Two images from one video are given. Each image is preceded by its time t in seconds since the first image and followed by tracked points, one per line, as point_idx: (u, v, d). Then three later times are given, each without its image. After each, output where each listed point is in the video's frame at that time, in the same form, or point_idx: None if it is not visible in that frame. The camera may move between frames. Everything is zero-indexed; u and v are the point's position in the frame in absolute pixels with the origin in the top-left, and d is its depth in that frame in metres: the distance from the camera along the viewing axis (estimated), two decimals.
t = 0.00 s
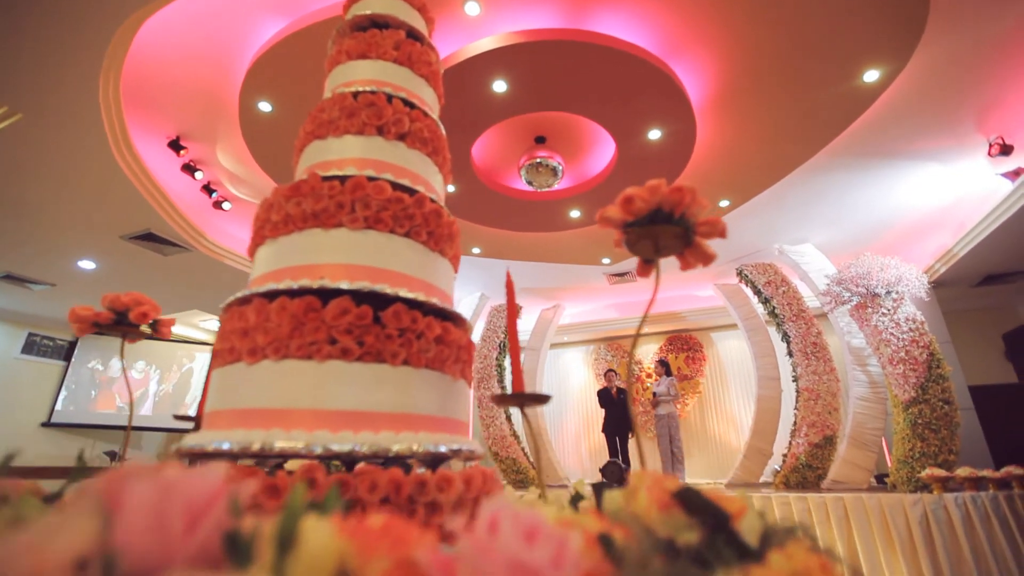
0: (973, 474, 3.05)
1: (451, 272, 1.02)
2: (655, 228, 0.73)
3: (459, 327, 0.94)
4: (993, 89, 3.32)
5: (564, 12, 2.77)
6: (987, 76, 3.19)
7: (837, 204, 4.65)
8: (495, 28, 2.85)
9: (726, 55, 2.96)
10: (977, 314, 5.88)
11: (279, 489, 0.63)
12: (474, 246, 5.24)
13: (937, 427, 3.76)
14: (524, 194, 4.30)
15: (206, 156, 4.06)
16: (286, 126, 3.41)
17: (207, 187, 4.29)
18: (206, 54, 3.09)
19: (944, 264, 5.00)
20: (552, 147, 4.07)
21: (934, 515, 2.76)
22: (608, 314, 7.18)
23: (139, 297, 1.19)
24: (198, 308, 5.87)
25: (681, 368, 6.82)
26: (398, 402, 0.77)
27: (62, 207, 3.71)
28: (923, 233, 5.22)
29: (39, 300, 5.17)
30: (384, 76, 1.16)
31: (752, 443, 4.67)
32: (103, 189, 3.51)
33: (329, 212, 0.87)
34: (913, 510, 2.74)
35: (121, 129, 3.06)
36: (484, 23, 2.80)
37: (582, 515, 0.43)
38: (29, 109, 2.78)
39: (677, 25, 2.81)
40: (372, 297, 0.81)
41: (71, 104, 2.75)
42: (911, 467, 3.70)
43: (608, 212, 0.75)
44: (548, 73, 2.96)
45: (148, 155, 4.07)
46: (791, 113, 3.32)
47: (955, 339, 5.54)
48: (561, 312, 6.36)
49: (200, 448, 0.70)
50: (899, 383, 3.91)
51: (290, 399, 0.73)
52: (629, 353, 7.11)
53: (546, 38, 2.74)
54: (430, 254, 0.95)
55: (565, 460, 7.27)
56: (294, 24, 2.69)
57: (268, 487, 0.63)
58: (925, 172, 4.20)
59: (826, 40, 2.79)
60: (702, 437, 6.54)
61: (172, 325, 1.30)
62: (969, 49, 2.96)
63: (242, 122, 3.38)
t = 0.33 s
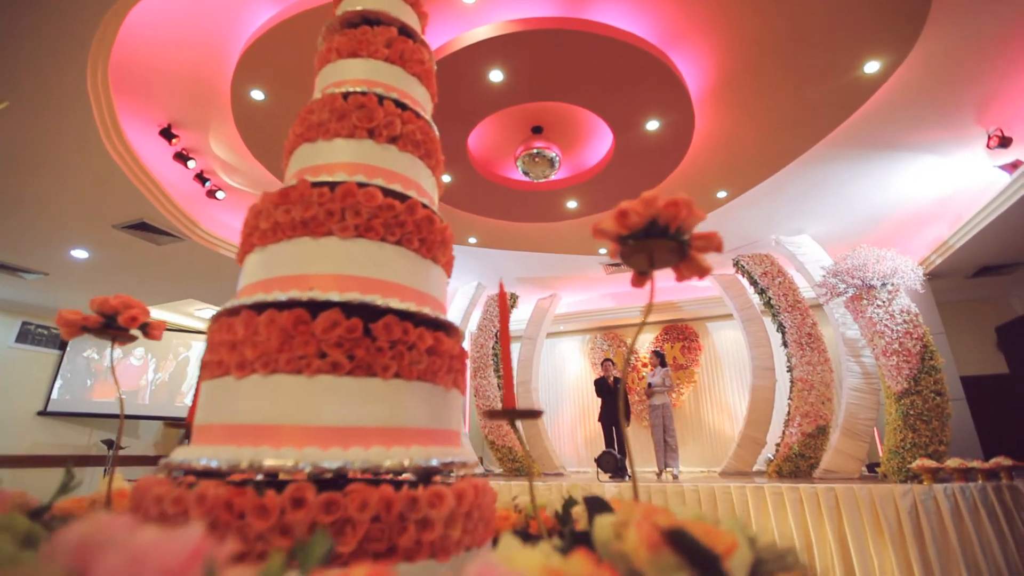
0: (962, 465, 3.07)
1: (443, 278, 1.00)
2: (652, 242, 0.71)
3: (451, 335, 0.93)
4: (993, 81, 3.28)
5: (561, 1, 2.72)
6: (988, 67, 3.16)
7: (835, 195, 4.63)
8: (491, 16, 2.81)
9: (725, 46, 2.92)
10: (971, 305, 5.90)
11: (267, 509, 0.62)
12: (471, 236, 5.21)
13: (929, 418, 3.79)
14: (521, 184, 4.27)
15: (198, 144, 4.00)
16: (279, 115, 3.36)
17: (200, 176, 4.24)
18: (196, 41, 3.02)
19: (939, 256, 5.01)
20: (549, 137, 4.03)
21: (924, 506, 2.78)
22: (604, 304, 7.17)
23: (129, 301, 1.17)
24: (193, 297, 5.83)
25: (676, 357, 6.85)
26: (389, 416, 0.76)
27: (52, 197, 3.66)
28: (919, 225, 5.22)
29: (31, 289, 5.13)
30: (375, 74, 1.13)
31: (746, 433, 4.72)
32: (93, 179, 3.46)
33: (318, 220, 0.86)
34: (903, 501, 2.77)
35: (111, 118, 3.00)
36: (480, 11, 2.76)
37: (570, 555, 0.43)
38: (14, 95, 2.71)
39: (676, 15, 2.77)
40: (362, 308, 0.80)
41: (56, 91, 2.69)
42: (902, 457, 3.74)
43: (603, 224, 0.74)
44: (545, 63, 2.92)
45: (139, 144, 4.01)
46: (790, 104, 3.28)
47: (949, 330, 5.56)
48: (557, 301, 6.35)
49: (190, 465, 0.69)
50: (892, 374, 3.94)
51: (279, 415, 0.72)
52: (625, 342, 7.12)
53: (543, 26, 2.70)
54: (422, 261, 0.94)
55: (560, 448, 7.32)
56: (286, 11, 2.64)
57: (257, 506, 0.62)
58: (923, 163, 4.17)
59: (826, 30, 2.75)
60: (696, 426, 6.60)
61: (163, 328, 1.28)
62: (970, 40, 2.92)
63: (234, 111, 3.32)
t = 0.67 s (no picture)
0: (953, 458, 3.11)
1: (435, 289, 0.99)
2: (646, 263, 0.70)
3: (442, 348, 0.92)
4: (992, 75, 3.26)
5: None
6: (987, 62, 3.13)
7: (832, 188, 4.62)
8: (487, 7, 2.77)
9: (724, 39, 2.89)
10: (964, 298, 5.95)
11: (254, 535, 0.62)
12: (467, 228, 5.18)
13: (920, 411, 3.83)
14: (517, 177, 4.24)
15: (190, 135, 3.94)
16: (271, 106, 3.31)
17: (193, 168, 4.18)
18: (186, 30, 2.96)
19: (935, 249, 5.02)
20: (546, 130, 3.98)
21: (914, 498, 2.80)
22: (600, 295, 7.17)
23: (117, 308, 1.16)
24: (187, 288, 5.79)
25: (672, 349, 6.88)
26: (380, 435, 0.76)
27: (42, 188, 3.61)
28: (915, 218, 5.22)
29: (23, 280, 5.08)
30: (364, 78, 1.10)
31: (739, 424, 4.77)
32: (84, 170, 3.41)
33: (307, 234, 0.84)
34: (894, 493, 2.79)
35: (100, 108, 2.95)
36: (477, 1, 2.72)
37: None
38: None
39: (674, 7, 2.73)
40: (351, 325, 0.78)
41: (42, 80, 2.63)
42: (893, 449, 3.78)
43: (596, 243, 0.73)
44: (542, 55, 2.88)
45: (130, 134, 3.94)
46: (789, 97, 3.25)
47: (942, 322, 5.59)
48: (553, 293, 6.33)
49: (176, 487, 0.69)
50: (885, 367, 3.96)
51: (267, 437, 0.71)
52: (621, 333, 7.12)
53: (540, 17, 2.66)
54: (413, 274, 0.92)
55: (556, 438, 7.38)
56: None
57: (245, 532, 0.62)
58: (920, 157, 4.16)
59: (826, 23, 2.72)
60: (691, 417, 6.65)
61: (153, 334, 1.27)
62: (969, 34, 2.90)
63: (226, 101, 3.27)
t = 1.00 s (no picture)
0: (942, 453, 3.15)
1: (426, 303, 0.98)
2: (637, 288, 0.69)
3: (433, 365, 0.91)
4: (992, 72, 3.24)
5: None
6: (986, 59, 3.11)
7: (829, 183, 4.61)
8: None
9: (722, 34, 2.85)
10: (958, 293, 5.98)
11: (240, 565, 0.62)
12: (462, 221, 5.14)
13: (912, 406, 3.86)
14: (513, 171, 4.20)
15: (182, 127, 3.88)
16: (264, 98, 3.26)
17: (185, 160, 4.13)
18: (175, 21, 2.90)
19: (930, 245, 5.03)
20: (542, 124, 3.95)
21: (903, 493, 2.83)
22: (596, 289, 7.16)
23: (105, 318, 1.15)
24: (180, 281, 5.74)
25: (667, 342, 6.90)
26: (369, 458, 0.75)
27: (32, 180, 3.56)
28: (911, 213, 5.23)
29: (15, 271, 5.03)
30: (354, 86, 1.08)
31: (733, 418, 4.81)
32: (74, 163, 3.36)
33: (294, 251, 0.83)
34: (883, 487, 2.81)
35: (89, 100, 2.89)
36: None
37: None
38: None
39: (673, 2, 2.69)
40: (339, 347, 0.78)
41: (29, 73, 2.58)
42: (884, 443, 3.82)
43: (587, 266, 0.72)
44: (538, 50, 2.83)
45: (121, 125, 3.88)
46: (787, 93, 3.23)
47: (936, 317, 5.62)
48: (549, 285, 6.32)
49: (162, 512, 0.68)
50: (878, 362, 3.99)
51: (255, 462, 0.71)
52: (616, 325, 7.13)
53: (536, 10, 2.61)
54: (403, 290, 0.91)
55: (552, 430, 7.42)
56: None
57: (231, 562, 0.62)
58: (917, 152, 4.15)
59: (825, 19, 2.69)
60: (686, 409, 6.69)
61: (142, 344, 1.26)
62: (969, 31, 2.88)
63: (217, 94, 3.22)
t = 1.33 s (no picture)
0: (931, 448, 3.19)
1: (415, 319, 0.98)
2: (625, 316, 0.69)
3: (421, 382, 0.91)
4: (988, 69, 3.23)
5: None
6: (983, 55, 3.10)
7: (824, 178, 4.60)
8: None
9: (719, 30, 2.83)
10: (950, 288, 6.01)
11: None
12: (457, 214, 5.11)
13: (901, 400, 3.90)
14: (507, 165, 4.18)
15: (172, 119, 3.82)
16: (255, 91, 3.21)
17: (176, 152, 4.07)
18: (164, 13, 2.84)
19: (923, 240, 5.03)
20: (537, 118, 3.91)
21: (892, 487, 2.86)
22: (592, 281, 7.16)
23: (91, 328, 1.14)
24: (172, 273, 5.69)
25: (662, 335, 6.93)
26: (355, 481, 0.75)
27: (19, 172, 3.51)
28: (906, 208, 5.25)
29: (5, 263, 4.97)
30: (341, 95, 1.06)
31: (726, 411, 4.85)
32: (62, 156, 3.31)
33: (280, 271, 0.82)
34: (871, 482, 2.85)
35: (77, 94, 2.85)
36: None
37: None
38: None
39: None
40: (325, 370, 0.77)
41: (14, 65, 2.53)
42: (874, 437, 3.86)
43: (575, 291, 0.72)
44: (533, 45, 2.80)
45: (110, 117, 3.82)
46: (783, 89, 3.21)
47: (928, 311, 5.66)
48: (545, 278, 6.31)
49: (148, 538, 0.68)
50: (869, 357, 4.02)
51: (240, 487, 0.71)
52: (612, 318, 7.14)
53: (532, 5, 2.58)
54: (391, 307, 0.91)
55: (546, 421, 7.47)
56: None
57: None
58: (912, 148, 4.14)
59: (823, 16, 2.67)
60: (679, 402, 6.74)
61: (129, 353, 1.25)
62: (966, 28, 2.86)
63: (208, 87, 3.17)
